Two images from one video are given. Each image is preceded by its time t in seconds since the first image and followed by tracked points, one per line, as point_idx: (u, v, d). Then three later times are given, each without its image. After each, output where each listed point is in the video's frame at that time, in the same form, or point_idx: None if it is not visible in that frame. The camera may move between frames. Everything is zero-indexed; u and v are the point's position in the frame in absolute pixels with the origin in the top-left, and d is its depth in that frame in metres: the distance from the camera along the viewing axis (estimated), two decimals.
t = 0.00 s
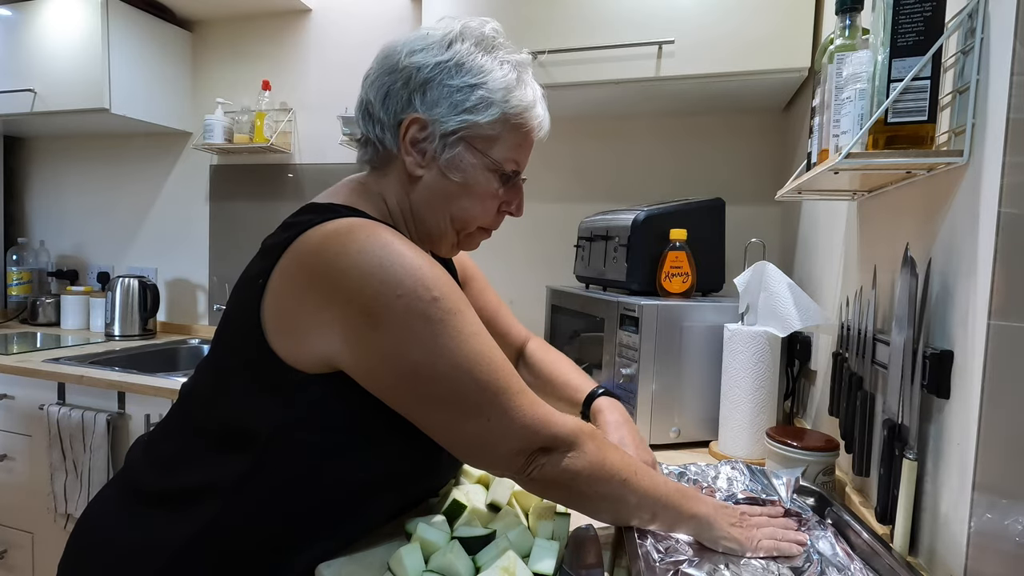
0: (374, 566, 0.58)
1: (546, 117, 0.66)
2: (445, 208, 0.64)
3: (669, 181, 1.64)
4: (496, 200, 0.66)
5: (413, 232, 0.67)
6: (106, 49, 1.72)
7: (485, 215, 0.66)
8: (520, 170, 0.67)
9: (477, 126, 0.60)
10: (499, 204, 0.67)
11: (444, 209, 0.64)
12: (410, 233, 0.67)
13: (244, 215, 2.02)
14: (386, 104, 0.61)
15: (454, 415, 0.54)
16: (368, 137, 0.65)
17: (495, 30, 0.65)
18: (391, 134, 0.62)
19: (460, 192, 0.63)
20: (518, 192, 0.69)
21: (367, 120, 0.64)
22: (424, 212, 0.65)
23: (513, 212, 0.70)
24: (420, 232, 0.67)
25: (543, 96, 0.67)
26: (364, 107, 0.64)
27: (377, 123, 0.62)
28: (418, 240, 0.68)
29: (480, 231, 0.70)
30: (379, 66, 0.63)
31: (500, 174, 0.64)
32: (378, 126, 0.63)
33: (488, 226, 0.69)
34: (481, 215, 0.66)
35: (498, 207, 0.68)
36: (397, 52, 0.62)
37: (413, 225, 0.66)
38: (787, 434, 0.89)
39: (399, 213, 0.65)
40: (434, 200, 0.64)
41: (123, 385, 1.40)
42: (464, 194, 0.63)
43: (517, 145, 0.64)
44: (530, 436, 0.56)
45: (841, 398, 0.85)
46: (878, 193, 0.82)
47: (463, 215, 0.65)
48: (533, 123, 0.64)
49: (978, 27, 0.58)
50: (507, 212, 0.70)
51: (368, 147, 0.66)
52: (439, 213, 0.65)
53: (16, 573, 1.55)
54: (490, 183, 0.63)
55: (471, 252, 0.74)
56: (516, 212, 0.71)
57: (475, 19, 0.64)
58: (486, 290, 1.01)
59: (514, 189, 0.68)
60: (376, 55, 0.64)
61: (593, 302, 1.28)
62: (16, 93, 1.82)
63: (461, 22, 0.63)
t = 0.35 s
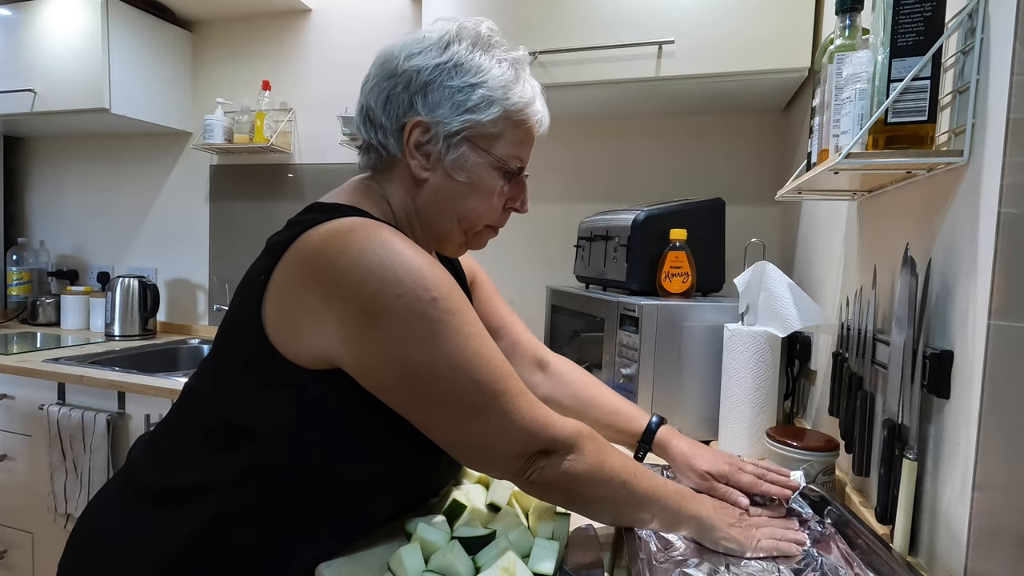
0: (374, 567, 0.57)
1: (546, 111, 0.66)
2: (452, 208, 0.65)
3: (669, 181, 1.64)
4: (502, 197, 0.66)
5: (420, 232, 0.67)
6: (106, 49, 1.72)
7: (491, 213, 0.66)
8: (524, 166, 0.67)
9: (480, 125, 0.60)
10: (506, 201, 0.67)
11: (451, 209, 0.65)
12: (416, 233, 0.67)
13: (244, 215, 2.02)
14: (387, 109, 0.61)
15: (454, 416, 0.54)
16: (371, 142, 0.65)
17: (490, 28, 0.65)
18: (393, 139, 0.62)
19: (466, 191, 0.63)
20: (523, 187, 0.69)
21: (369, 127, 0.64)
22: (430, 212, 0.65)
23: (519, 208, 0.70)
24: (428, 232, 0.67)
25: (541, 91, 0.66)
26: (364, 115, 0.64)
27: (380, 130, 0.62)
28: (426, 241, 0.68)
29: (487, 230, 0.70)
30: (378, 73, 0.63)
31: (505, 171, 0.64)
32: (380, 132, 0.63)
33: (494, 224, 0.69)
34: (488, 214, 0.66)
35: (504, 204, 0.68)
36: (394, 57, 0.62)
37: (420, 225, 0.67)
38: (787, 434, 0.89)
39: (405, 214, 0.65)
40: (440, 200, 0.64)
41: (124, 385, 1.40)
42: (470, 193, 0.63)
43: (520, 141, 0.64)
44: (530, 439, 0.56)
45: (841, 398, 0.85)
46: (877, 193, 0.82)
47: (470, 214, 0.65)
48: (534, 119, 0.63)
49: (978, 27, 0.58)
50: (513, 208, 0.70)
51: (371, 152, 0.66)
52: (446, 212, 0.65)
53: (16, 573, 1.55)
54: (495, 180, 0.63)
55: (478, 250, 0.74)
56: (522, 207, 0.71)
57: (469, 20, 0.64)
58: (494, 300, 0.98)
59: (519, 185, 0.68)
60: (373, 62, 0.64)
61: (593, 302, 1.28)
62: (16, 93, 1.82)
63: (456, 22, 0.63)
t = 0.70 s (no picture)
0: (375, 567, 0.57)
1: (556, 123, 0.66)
2: (454, 215, 0.65)
3: (669, 180, 1.64)
4: (505, 207, 0.66)
5: (420, 237, 0.67)
6: (106, 49, 1.72)
7: (493, 222, 0.66)
8: (530, 177, 0.67)
9: (485, 133, 0.60)
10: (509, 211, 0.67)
11: (452, 216, 0.65)
12: (417, 239, 0.67)
13: (244, 215, 2.02)
14: (394, 111, 0.61)
15: (453, 418, 0.54)
16: (376, 143, 0.65)
17: (504, 34, 0.65)
18: (398, 141, 0.62)
19: (468, 199, 0.63)
20: (528, 199, 0.69)
21: (375, 127, 0.64)
22: (431, 218, 0.65)
23: (522, 219, 0.70)
24: (429, 238, 0.67)
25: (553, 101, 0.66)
26: (371, 114, 0.64)
27: (385, 131, 0.62)
28: (426, 246, 0.68)
29: (489, 238, 0.70)
30: (388, 72, 0.62)
31: (508, 181, 0.64)
32: (385, 133, 0.63)
33: (496, 233, 0.69)
34: (490, 222, 0.66)
35: (507, 214, 0.68)
36: (405, 58, 0.62)
37: (421, 231, 0.67)
38: (787, 434, 0.89)
39: (406, 218, 0.66)
40: (442, 207, 0.64)
41: (124, 385, 1.40)
42: (472, 202, 0.63)
43: (527, 152, 0.64)
44: (529, 442, 0.56)
45: (841, 398, 0.85)
46: (877, 192, 0.82)
47: (471, 222, 0.65)
48: (542, 129, 0.63)
49: (979, 27, 0.58)
50: (516, 219, 0.70)
51: (376, 154, 0.66)
52: (448, 219, 0.65)
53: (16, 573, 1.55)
54: (498, 190, 0.63)
55: (480, 258, 0.74)
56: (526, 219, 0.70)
57: (483, 24, 0.64)
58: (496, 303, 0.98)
59: (523, 196, 0.67)
60: (385, 61, 0.64)
61: (592, 302, 1.28)
62: (16, 93, 1.82)
63: (470, 26, 0.63)
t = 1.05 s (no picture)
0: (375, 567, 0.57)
1: (555, 127, 0.66)
2: (451, 215, 0.65)
3: (670, 180, 1.64)
4: (502, 208, 0.66)
5: (415, 235, 0.67)
6: (106, 49, 1.72)
7: (489, 222, 0.67)
8: (527, 179, 0.67)
9: (486, 135, 0.60)
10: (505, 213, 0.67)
11: (449, 215, 0.65)
12: (413, 237, 0.67)
13: (244, 215, 2.02)
14: (394, 107, 0.61)
15: (453, 419, 0.54)
16: (374, 137, 0.65)
17: (508, 35, 0.64)
18: (396, 138, 0.62)
19: (466, 200, 0.63)
20: (524, 201, 0.69)
21: (374, 121, 0.64)
22: (428, 216, 0.65)
23: (518, 221, 0.70)
24: (425, 237, 0.67)
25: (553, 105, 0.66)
26: (370, 109, 0.64)
27: (384, 127, 0.62)
28: (420, 244, 0.68)
29: (483, 238, 0.70)
30: (388, 67, 0.62)
31: (506, 183, 0.64)
32: (384, 129, 0.62)
33: (491, 233, 0.69)
34: (485, 223, 0.66)
35: (504, 216, 0.68)
36: (407, 53, 0.61)
37: (416, 230, 0.67)
38: (787, 434, 0.89)
39: (403, 217, 0.66)
40: (439, 206, 0.64)
41: (124, 385, 1.40)
42: (469, 203, 0.63)
43: (526, 155, 0.64)
44: (529, 443, 0.56)
45: (841, 398, 0.85)
46: (877, 193, 0.82)
47: (468, 223, 0.65)
48: (542, 133, 0.63)
49: (978, 27, 0.58)
50: (511, 221, 0.70)
51: (373, 148, 0.66)
52: (444, 219, 0.65)
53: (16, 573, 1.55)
54: (496, 192, 0.64)
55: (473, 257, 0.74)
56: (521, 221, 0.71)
57: (487, 23, 0.64)
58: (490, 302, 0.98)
59: (520, 198, 0.68)
60: (386, 53, 0.63)
61: (593, 302, 1.28)
62: (16, 93, 1.82)
63: (473, 24, 0.63)
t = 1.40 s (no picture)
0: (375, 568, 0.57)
1: (545, 117, 0.65)
2: (444, 211, 0.65)
3: (670, 180, 1.64)
4: (494, 203, 0.65)
5: (409, 232, 0.67)
6: (106, 49, 1.72)
7: (483, 217, 0.66)
8: (519, 172, 0.67)
9: (474, 128, 0.59)
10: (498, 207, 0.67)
11: (442, 212, 0.64)
12: (406, 235, 0.67)
13: (244, 215, 2.02)
14: (381, 105, 0.61)
15: (454, 419, 0.54)
16: (363, 138, 0.65)
17: (491, 27, 0.64)
18: (386, 137, 0.62)
19: (457, 195, 0.63)
20: (518, 195, 0.69)
21: (363, 121, 0.64)
22: (420, 213, 0.65)
23: (512, 214, 0.70)
24: (418, 235, 0.67)
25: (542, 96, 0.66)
26: (358, 108, 0.64)
27: (373, 126, 0.62)
28: (415, 241, 0.68)
29: (478, 234, 0.70)
30: (374, 66, 0.63)
31: (497, 176, 0.64)
32: (373, 128, 0.63)
33: (485, 229, 0.69)
34: (479, 218, 0.66)
35: (497, 210, 0.67)
36: (392, 51, 0.62)
37: (410, 227, 0.67)
38: (787, 434, 0.89)
39: (396, 215, 0.66)
40: (431, 203, 0.64)
41: (124, 385, 1.40)
42: (461, 198, 0.63)
43: (516, 147, 0.64)
44: (530, 443, 0.56)
45: (841, 398, 0.85)
46: (877, 193, 0.82)
47: (461, 218, 0.65)
48: (531, 124, 0.63)
49: (978, 27, 0.58)
50: (506, 215, 0.70)
51: (364, 148, 0.66)
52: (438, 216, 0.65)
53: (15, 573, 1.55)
54: (487, 186, 0.63)
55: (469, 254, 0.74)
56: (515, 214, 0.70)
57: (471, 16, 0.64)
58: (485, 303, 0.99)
59: (513, 191, 0.67)
60: (371, 54, 0.64)
61: (593, 302, 1.28)
62: (16, 93, 1.82)
63: (457, 19, 0.63)
